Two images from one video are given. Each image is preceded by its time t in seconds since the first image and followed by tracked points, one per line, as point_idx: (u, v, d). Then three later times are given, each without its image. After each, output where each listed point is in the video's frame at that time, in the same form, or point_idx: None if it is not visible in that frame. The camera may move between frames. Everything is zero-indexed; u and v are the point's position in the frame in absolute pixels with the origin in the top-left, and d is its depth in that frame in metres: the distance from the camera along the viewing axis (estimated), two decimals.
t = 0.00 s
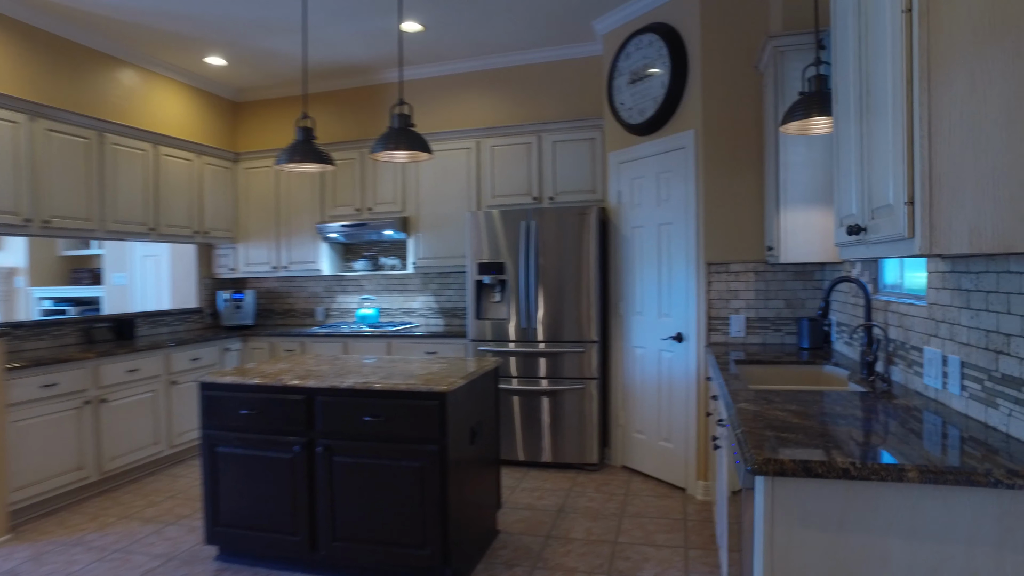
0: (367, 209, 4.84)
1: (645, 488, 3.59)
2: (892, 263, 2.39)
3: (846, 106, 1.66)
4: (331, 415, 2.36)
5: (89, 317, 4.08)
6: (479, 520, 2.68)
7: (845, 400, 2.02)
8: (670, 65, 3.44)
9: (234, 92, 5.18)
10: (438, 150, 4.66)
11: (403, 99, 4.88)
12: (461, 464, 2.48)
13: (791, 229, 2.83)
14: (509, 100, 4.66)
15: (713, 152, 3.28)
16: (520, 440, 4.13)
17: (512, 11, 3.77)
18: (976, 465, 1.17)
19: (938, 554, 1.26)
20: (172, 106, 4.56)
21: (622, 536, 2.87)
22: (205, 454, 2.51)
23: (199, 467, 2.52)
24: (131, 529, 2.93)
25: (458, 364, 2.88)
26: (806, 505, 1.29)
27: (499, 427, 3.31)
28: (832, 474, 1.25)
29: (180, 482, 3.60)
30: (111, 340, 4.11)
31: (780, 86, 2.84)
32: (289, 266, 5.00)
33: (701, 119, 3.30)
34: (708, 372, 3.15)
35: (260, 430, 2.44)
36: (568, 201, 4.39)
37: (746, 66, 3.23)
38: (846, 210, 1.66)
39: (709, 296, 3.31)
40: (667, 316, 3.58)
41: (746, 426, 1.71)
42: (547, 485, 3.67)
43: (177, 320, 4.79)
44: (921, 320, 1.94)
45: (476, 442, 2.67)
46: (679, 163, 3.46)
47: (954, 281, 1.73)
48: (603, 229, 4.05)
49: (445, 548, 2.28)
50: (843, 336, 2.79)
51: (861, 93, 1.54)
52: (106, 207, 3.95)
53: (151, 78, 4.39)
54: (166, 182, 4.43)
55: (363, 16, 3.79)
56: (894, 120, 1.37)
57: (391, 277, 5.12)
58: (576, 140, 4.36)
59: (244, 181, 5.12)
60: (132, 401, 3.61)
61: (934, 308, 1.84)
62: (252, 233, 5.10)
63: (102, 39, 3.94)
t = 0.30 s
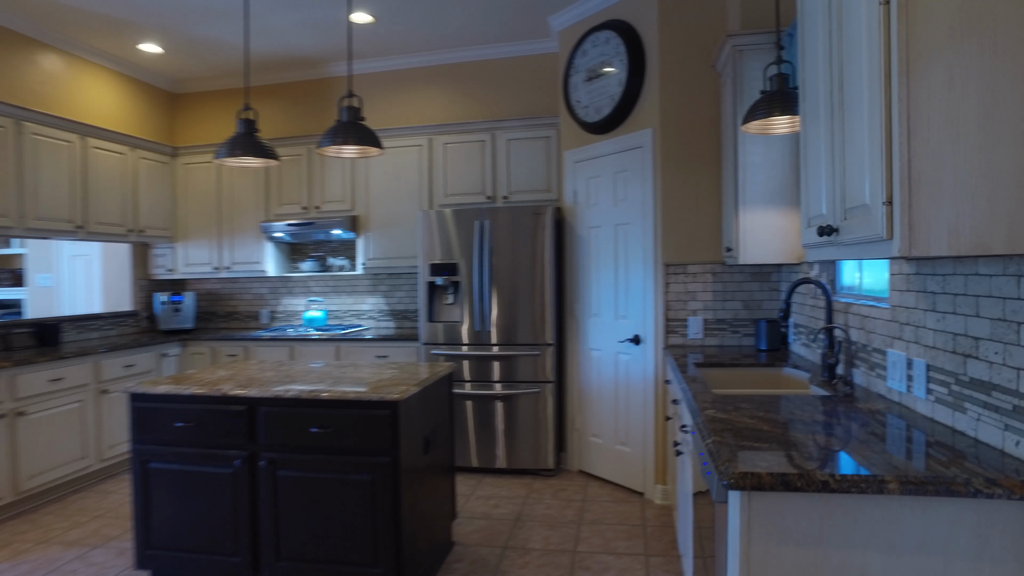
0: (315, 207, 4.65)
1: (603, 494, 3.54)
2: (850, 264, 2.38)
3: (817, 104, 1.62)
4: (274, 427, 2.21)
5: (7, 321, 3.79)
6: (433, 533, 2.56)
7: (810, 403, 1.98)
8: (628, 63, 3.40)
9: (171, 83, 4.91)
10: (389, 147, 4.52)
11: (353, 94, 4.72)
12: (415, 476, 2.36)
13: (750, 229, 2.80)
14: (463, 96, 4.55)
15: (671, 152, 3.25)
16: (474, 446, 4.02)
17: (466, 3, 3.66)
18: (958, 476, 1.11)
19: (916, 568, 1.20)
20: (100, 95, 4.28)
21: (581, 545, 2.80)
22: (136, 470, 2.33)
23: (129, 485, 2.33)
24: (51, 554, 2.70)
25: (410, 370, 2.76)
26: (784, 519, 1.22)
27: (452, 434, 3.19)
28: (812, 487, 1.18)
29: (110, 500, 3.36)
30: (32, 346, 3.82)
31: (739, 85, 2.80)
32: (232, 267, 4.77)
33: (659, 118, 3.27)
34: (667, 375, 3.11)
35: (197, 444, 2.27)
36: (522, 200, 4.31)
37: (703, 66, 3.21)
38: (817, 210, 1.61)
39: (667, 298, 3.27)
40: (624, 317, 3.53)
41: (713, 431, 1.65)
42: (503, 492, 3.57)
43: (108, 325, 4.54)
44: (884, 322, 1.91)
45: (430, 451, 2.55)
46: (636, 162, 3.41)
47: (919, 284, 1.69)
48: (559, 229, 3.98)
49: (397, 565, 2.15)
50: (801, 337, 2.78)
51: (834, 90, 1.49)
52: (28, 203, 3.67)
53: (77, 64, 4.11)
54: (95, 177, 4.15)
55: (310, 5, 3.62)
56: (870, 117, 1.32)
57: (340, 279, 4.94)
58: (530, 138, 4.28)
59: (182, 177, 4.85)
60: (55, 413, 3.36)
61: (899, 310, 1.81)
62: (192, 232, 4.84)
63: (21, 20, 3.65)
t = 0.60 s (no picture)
0: (272, 204, 4.48)
1: (573, 497, 3.48)
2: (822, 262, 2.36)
3: (799, 98, 1.57)
4: (228, 435, 2.08)
5: None
6: (400, 543, 2.46)
7: (788, 403, 1.94)
8: (595, 59, 3.35)
9: (118, 73, 4.68)
10: (350, 142, 4.38)
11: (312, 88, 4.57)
12: (381, 484, 2.26)
13: (721, 227, 2.78)
14: (426, 91, 4.45)
15: (640, 149, 3.21)
16: (439, 450, 3.92)
17: None
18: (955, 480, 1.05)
19: None
20: (37, 82, 4.04)
21: (552, 551, 2.73)
22: (77, 484, 2.17)
23: (70, 500, 2.17)
24: None
25: (373, 372, 2.66)
26: (775, 528, 1.16)
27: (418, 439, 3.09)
28: (804, 495, 1.11)
29: (51, 514, 3.16)
30: None
31: (709, 82, 2.77)
32: (184, 266, 4.57)
33: (627, 114, 3.22)
34: (637, 375, 3.06)
35: (145, 454, 2.13)
36: (486, 197, 4.23)
37: (671, 63, 3.18)
38: (800, 206, 1.56)
39: (636, 297, 3.23)
40: (593, 317, 3.47)
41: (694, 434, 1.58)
42: (470, 497, 3.49)
43: (50, 327, 4.29)
44: (861, 321, 1.88)
45: (396, 457, 2.45)
46: (605, 159, 3.36)
47: (899, 282, 1.66)
48: (525, 228, 3.91)
49: None
50: (772, 336, 2.76)
51: (820, 83, 1.44)
52: None
53: (11, 48, 3.86)
54: (34, 170, 3.92)
55: None
56: (858, 108, 1.26)
57: (299, 278, 4.78)
58: (495, 135, 4.20)
59: (130, 172, 4.63)
60: None
61: (877, 308, 1.77)
62: (141, 230, 4.62)
63: None
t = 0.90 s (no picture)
0: (243, 200, 4.34)
1: (554, 499, 3.41)
2: (809, 258, 2.31)
3: (794, 84, 1.51)
4: (192, 439, 1.96)
5: None
6: (376, 550, 2.37)
7: (778, 401, 1.88)
8: (576, 51, 3.28)
9: (80, 62, 4.51)
10: (324, 136, 4.26)
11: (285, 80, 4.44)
12: (356, 489, 2.16)
13: (706, 223, 2.73)
14: (402, 85, 4.35)
15: (623, 144, 3.14)
16: (417, 452, 3.82)
17: None
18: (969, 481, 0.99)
19: None
20: None
21: (533, 555, 2.65)
22: (27, 493, 2.03)
23: (19, 511, 2.04)
24: None
25: (347, 372, 2.55)
26: (776, 535, 1.08)
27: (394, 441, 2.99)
28: (808, 498, 1.04)
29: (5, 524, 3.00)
30: None
31: (694, 74, 2.72)
32: (151, 264, 4.41)
33: (608, 107, 3.16)
34: (620, 374, 3.00)
35: (103, 461, 2.00)
36: (464, 193, 4.14)
37: (653, 56, 3.13)
38: (795, 195, 1.50)
39: (618, 294, 3.16)
40: (574, 314, 3.40)
41: (685, 433, 1.51)
42: (449, 500, 3.39)
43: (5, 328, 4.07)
44: (853, 316, 1.82)
45: (372, 460, 2.35)
46: (586, 153, 3.30)
47: (894, 274, 1.61)
48: (504, 224, 3.83)
49: None
50: (757, 333, 2.71)
51: (818, 67, 1.38)
52: None
53: None
54: None
55: None
56: (861, 89, 1.19)
57: (271, 277, 4.65)
58: (474, 129, 4.12)
59: (93, 165, 4.46)
60: None
61: (870, 302, 1.72)
62: (105, 226, 4.45)
63: None
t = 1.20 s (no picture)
0: (213, 193, 4.19)
1: (534, 501, 3.32)
2: (797, 250, 2.24)
3: (791, 60, 1.43)
4: (149, 442, 1.83)
5: None
6: (348, 557, 2.25)
7: (769, 397, 1.80)
8: (557, 39, 3.19)
9: (38, 48, 4.32)
10: (296, 127, 4.12)
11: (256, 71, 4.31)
12: (326, 493, 2.04)
13: (690, 215, 2.66)
14: (377, 75, 4.23)
15: (604, 135, 3.06)
16: (393, 454, 3.71)
17: None
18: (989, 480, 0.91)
19: None
20: None
21: (513, 560, 2.55)
22: None
23: None
24: None
25: (319, 370, 2.44)
26: (779, 541, 1.00)
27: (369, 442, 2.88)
28: (814, 501, 0.96)
29: None
30: None
31: (678, 62, 2.64)
32: (115, 260, 4.23)
33: (590, 97, 3.07)
34: (602, 371, 2.91)
35: (51, 466, 1.86)
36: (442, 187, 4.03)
37: (636, 45, 3.05)
38: (791, 178, 1.42)
39: (600, 289, 3.08)
40: (554, 311, 3.31)
41: (675, 431, 1.42)
42: (426, 503, 3.28)
43: None
44: (847, 308, 1.75)
45: (343, 462, 2.23)
46: (567, 145, 3.21)
47: (892, 263, 1.53)
48: (482, 218, 3.73)
49: None
50: (744, 329, 2.64)
51: (818, 39, 1.29)
52: None
53: None
54: None
55: None
56: (864, 60, 1.11)
57: (242, 273, 4.50)
58: (451, 122, 4.01)
59: (53, 156, 4.27)
60: None
61: (866, 293, 1.65)
62: (66, 220, 4.26)
63: None
